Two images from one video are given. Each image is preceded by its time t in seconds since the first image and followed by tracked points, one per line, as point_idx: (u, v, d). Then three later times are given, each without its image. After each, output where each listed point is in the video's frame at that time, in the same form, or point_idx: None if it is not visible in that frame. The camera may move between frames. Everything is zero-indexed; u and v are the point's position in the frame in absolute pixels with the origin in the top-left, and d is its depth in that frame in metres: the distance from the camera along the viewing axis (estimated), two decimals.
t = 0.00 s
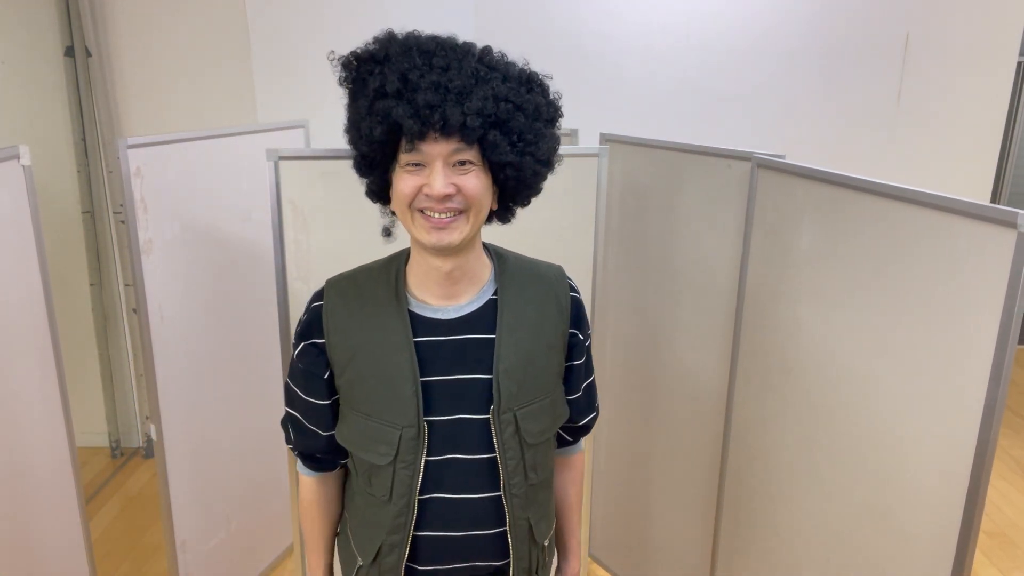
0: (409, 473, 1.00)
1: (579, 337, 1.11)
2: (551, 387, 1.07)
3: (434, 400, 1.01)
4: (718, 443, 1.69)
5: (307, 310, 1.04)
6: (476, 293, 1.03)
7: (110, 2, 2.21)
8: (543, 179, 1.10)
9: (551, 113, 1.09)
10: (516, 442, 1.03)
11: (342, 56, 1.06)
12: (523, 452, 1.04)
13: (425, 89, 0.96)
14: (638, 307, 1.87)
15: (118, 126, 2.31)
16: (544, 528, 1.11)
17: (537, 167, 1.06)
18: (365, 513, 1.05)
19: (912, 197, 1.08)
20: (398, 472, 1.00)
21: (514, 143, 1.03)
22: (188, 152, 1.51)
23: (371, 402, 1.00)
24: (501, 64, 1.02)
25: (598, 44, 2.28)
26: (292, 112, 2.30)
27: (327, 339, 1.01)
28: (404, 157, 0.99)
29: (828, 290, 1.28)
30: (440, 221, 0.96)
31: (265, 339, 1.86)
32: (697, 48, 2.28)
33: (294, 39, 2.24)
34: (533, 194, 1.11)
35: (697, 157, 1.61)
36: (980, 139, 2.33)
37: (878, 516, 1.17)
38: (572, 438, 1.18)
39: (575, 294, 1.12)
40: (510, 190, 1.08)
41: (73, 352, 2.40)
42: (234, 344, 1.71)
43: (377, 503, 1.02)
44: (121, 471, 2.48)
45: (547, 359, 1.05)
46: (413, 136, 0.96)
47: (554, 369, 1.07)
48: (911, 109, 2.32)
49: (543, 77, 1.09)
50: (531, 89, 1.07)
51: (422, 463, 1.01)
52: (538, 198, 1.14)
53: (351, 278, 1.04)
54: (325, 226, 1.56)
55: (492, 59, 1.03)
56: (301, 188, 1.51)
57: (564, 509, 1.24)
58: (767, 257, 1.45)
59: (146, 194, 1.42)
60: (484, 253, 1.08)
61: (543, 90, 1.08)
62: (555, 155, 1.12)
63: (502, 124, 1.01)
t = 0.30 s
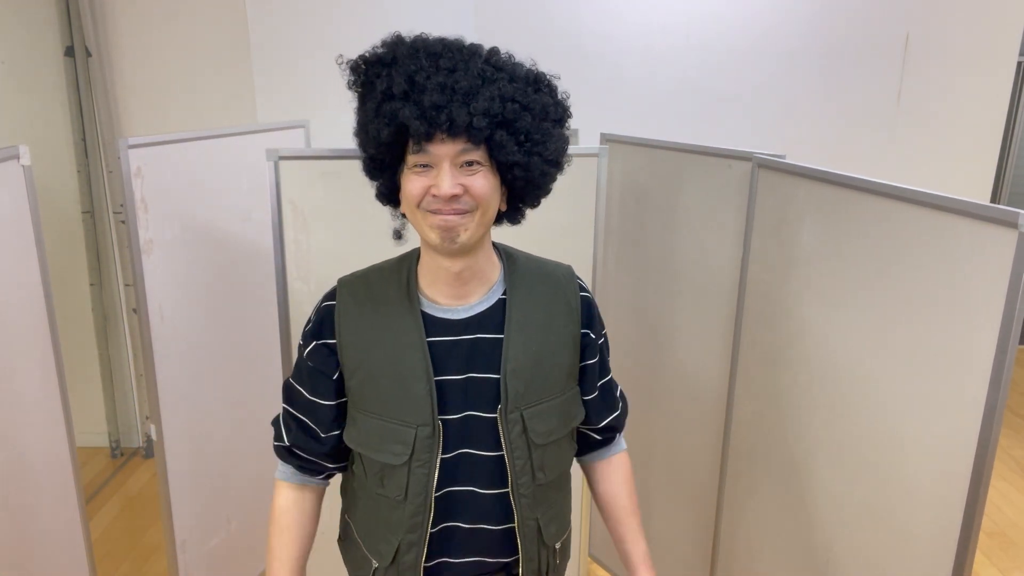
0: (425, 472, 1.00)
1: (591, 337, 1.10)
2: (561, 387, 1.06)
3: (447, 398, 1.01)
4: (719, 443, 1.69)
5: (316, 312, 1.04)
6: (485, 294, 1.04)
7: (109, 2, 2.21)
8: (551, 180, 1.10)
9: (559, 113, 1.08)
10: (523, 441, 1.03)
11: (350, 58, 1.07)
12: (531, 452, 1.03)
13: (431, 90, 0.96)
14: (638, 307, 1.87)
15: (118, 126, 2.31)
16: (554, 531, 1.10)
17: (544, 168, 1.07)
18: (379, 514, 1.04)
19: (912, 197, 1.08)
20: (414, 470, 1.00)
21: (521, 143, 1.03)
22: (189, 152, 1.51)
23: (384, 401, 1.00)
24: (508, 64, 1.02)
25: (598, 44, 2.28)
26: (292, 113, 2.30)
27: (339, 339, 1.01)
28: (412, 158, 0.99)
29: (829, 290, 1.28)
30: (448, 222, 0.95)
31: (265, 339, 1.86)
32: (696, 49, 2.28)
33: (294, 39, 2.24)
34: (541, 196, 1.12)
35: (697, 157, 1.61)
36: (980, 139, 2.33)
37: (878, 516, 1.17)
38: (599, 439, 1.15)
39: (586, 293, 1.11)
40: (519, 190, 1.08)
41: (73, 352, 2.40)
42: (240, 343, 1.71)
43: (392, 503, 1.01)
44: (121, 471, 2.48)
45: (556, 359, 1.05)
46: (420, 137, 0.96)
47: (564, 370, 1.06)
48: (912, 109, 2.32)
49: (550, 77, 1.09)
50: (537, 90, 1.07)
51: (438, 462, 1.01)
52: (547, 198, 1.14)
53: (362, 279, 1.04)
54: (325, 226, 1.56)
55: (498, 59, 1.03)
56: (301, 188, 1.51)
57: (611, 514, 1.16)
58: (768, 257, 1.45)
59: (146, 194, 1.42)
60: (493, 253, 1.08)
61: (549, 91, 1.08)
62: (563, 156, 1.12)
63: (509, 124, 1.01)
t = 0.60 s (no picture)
0: (432, 464, 1.01)
1: (598, 331, 1.08)
2: (569, 383, 1.06)
3: (454, 392, 1.01)
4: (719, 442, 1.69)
5: (321, 298, 1.05)
6: (491, 289, 1.04)
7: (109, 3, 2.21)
8: (559, 180, 1.10)
9: (568, 114, 1.08)
10: (527, 437, 1.03)
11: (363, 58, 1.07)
12: (536, 448, 1.04)
13: (441, 89, 0.96)
14: (638, 307, 1.87)
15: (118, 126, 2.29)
16: (564, 529, 1.10)
17: (553, 168, 1.07)
18: (384, 506, 1.04)
19: (912, 197, 1.08)
20: (421, 462, 1.01)
21: (530, 143, 1.03)
22: (189, 152, 1.51)
23: (393, 393, 1.01)
24: (518, 64, 1.02)
25: (598, 44, 2.28)
26: (292, 113, 2.30)
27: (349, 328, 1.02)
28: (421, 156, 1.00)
29: (829, 290, 1.28)
30: (457, 220, 0.96)
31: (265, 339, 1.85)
32: (696, 49, 2.28)
33: (294, 39, 2.23)
34: (548, 196, 1.12)
35: (697, 157, 1.61)
36: (980, 139, 2.33)
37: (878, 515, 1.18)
38: (655, 413, 1.07)
39: (594, 288, 1.10)
40: (527, 189, 1.08)
41: (73, 352, 2.40)
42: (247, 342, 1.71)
43: (398, 495, 1.02)
44: (120, 471, 2.48)
45: (562, 355, 1.05)
46: (429, 136, 0.96)
47: (571, 366, 1.06)
48: (912, 110, 2.32)
49: (559, 77, 1.09)
50: (547, 90, 1.07)
51: (445, 454, 1.01)
52: (555, 197, 1.14)
53: (374, 271, 1.06)
54: (325, 225, 1.56)
55: (508, 59, 1.03)
56: (301, 188, 1.50)
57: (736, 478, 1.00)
58: (769, 256, 1.45)
59: (146, 194, 1.42)
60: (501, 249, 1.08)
61: (559, 91, 1.08)
62: (571, 157, 1.12)
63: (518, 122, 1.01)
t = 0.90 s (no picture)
0: (431, 478, 1.00)
1: (600, 336, 1.08)
2: (569, 395, 1.06)
3: (456, 402, 1.02)
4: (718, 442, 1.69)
5: (323, 298, 1.08)
6: (490, 303, 1.05)
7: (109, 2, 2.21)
8: (561, 192, 1.11)
9: (571, 124, 1.09)
10: (528, 450, 1.02)
11: (361, 67, 1.08)
12: (537, 462, 1.03)
13: (441, 97, 0.97)
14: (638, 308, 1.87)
15: (118, 125, 2.29)
16: (573, 547, 1.08)
17: (555, 179, 1.07)
18: (377, 522, 1.04)
19: (910, 197, 1.08)
20: (420, 474, 1.00)
21: (531, 153, 1.03)
22: (188, 152, 1.51)
23: (395, 403, 1.02)
24: (520, 74, 1.03)
25: (598, 44, 2.28)
26: (292, 113, 2.30)
27: (352, 330, 1.04)
28: (420, 166, 0.99)
29: (828, 291, 1.28)
30: (456, 230, 0.95)
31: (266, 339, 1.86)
32: (696, 49, 2.28)
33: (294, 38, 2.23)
34: (549, 209, 1.12)
35: (697, 157, 1.61)
36: (980, 139, 2.33)
37: (877, 516, 1.18)
38: (670, 398, 1.00)
39: (596, 293, 1.11)
40: (528, 201, 1.09)
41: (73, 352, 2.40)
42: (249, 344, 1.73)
43: (393, 510, 1.02)
44: (121, 471, 2.48)
45: (562, 365, 1.05)
46: (428, 144, 0.96)
47: (572, 376, 1.06)
48: (912, 110, 2.32)
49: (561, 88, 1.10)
50: (549, 100, 1.07)
51: (445, 468, 1.01)
52: (557, 209, 1.14)
53: (377, 278, 1.09)
54: (324, 225, 1.56)
55: (510, 69, 1.04)
56: (301, 188, 1.51)
57: (754, 419, 0.90)
58: (768, 257, 1.45)
59: (146, 194, 1.42)
60: (500, 264, 1.09)
61: (561, 102, 1.09)
62: (573, 169, 1.12)
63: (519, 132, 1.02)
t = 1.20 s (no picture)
0: (417, 514, 0.99)
1: (587, 361, 1.06)
2: (554, 426, 1.03)
3: (440, 434, 1.01)
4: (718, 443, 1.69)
5: (295, 323, 1.06)
6: (473, 325, 1.05)
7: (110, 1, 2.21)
8: (550, 205, 1.10)
9: (558, 134, 1.09)
10: (507, 484, 1.00)
11: (333, 76, 1.07)
12: (518, 498, 1.01)
13: (419, 106, 0.96)
14: (638, 308, 1.87)
15: (118, 125, 2.29)
16: None
17: (542, 192, 1.07)
18: (358, 565, 1.01)
19: (910, 197, 1.08)
20: (405, 510, 0.98)
21: (517, 164, 1.03)
22: (188, 153, 1.51)
23: (376, 435, 1.00)
24: (503, 81, 1.03)
25: (597, 44, 2.28)
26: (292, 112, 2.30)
27: (326, 356, 1.01)
28: (399, 181, 0.99)
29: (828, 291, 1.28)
30: (438, 247, 0.95)
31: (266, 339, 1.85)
32: (696, 49, 2.28)
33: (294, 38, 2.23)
34: (538, 224, 1.12)
35: (697, 157, 1.61)
36: (980, 139, 2.33)
37: (876, 516, 1.18)
38: (660, 422, 0.96)
39: (585, 316, 1.09)
40: (516, 216, 1.08)
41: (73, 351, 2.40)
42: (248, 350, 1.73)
43: (376, 550, 0.99)
44: (121, 471, 2.48)
45: (547, 395, 1.02)
46: (406, 157, 0.95)
47: (558, 407, 1.03)
48: (912, 111, 2.32)
49: (547, 95, 1.10)
50: (535, 108, 1.07)
51: (431, 503, 0.99)
52: (544, 227, 1.14)
53: (354, 300, 1.07)
54: (324, 226, 1.57)
55: (492, 76, 1.03)
56: (301, 188, 1.51)
57: (722, 426, 0.87)
58: (768, 257, 1.45)
59: (146, 194, 1.41)
60: (483, 285, 1.09)
61: (547, 109, 1.08)
62: (562, 181, 1.12)
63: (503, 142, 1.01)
